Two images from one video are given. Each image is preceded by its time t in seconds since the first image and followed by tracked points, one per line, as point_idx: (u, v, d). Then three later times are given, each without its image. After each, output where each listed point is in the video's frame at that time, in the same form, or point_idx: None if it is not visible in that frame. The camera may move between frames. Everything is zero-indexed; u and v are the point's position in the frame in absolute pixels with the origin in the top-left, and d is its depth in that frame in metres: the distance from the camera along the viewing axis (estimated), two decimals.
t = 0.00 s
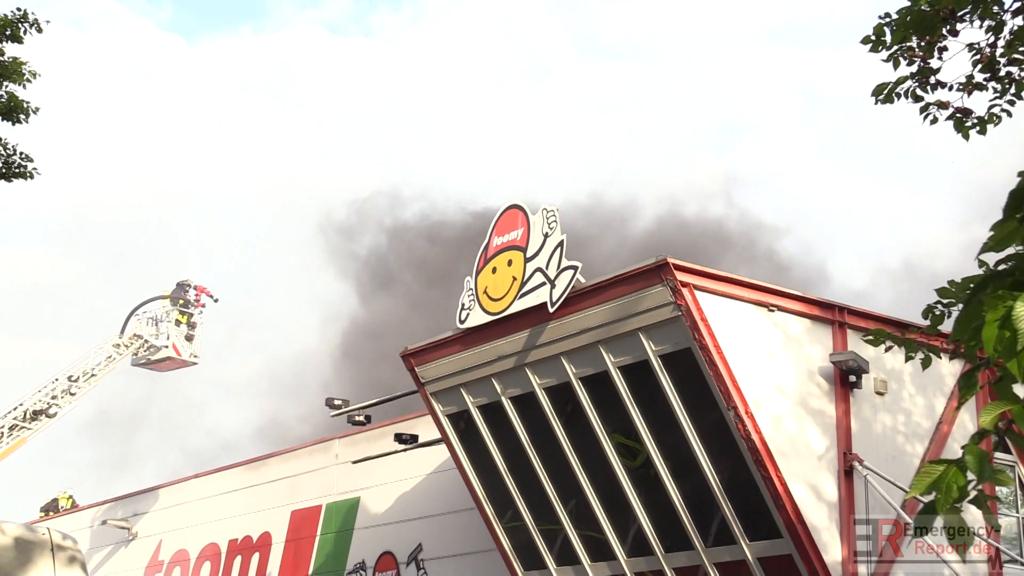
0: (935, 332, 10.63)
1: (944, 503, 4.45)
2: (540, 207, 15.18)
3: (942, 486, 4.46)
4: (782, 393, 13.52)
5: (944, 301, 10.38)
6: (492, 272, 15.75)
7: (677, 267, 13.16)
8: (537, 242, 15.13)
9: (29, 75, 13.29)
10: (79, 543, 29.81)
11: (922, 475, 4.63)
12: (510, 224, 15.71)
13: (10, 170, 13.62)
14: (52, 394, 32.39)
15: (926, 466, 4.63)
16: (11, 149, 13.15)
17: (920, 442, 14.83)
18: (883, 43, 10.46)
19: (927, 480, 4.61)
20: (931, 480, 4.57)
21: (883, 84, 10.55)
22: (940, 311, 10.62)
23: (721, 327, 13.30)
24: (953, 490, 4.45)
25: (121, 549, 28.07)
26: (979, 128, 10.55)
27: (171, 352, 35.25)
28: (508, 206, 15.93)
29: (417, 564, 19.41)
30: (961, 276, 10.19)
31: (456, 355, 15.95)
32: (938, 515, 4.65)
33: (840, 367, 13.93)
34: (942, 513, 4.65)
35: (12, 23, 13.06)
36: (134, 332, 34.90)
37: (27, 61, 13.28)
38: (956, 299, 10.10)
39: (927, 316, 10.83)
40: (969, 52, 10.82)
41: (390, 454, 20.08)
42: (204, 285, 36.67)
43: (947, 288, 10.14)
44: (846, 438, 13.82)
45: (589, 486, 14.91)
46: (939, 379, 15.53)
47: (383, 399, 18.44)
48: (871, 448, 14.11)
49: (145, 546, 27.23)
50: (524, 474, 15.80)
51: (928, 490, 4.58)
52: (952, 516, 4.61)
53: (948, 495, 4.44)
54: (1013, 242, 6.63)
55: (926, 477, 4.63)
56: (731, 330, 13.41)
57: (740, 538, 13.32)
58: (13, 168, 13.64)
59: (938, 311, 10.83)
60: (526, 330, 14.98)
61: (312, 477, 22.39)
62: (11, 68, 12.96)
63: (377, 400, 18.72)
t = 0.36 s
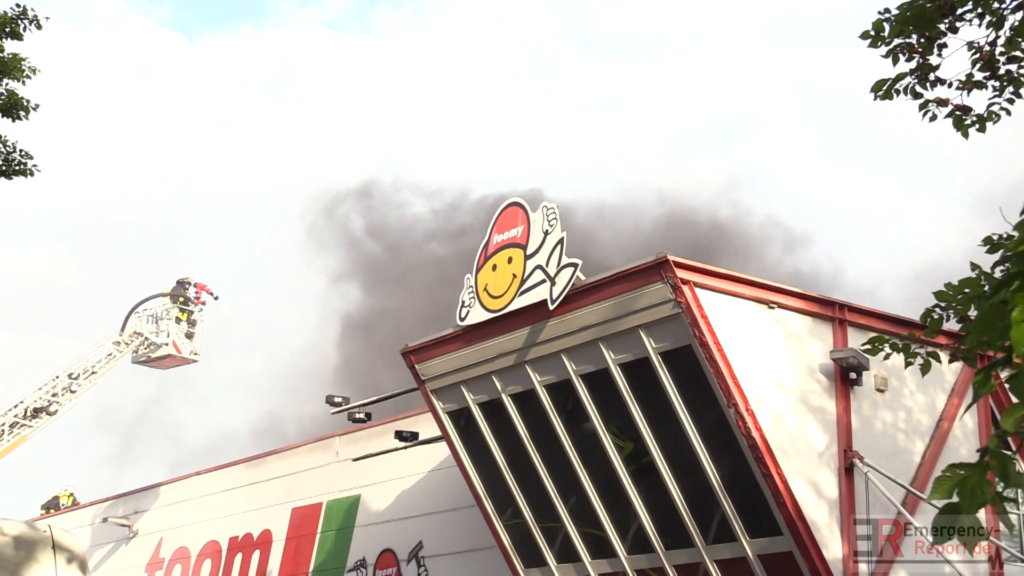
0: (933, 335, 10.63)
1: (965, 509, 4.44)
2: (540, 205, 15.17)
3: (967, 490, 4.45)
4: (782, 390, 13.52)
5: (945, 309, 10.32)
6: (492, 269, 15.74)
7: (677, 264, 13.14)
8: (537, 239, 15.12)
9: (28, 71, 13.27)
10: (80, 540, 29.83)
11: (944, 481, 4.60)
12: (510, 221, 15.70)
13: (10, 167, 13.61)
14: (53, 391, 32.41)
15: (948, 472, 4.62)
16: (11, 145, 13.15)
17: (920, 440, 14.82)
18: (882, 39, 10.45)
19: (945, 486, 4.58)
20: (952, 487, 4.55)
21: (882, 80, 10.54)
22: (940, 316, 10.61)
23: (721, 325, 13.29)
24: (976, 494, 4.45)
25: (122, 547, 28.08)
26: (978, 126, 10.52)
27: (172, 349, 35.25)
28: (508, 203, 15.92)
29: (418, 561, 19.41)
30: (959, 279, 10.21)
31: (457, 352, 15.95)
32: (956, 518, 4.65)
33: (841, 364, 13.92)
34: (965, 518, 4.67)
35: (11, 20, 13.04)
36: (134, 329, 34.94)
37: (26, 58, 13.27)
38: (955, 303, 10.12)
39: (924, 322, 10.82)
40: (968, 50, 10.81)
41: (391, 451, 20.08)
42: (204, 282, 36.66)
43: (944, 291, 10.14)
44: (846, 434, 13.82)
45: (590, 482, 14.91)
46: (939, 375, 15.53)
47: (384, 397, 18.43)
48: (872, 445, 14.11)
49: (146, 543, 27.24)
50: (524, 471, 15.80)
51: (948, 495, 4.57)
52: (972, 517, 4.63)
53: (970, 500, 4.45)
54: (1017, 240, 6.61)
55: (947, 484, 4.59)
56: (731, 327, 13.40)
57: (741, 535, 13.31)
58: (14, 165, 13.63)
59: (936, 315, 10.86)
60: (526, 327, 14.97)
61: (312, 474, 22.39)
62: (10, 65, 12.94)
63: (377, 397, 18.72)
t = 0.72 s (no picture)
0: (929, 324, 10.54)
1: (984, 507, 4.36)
2: (541, 203, 15.16)
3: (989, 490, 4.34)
4: (783, 388, 13.51)
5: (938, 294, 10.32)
6: (494, 267, 15.74)
7: (679, 261, 13.14)
8: (538, 237, 15.12)
9: (29, 71, 13.27)
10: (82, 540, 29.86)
11: (961, 478, 4.53)
12: (512, 220, 15.70)
13: (11, 167, 13.61)
14: (55, 391, 32.46)
15: (966, 470, 4.53)
16: (12, 145, 13.15)
17: (923, 436, 14.81)
18: (882, 38, 10.44)
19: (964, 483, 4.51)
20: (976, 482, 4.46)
21: (882, 79, 10.52)
22: (934, 304, 10.58)
23: (723, 322, 13.29)
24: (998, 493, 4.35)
25: (124, 546, 28.11)
26: (977, 126, 10.51)
27: (174, 349, 35.26)
28: (509, 201, 15.92)
29: (420, 559, 19.41)
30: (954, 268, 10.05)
31: (458, 351, 15.95)
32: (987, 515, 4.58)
33: (842, 361, 13.91)
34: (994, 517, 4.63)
35: (12, 20, 13.04)
36: (136, 329, 34.98)
37: (27, 57, 13.27)
38: (950, 292, 9.95)
39: (921, 308, 10.78)
40: (968, 48, 10.79)
41: (393, 449, 20.08)
42: (205, 281, 36.69)
43: (941, 280, 9.97)
44: (848, 432, 13.81)
45: (592, 480, 14.91)
46: (942, 372, 15.52)
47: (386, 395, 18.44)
48: (874, 442, 14.11)
49: (148, 543, 27.26)
50: (526, 469, 15.79)
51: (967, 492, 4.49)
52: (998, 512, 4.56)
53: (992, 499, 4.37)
54: None
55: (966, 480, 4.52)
56: (732, 324, 13.40)
57: (743, 533, 13.31)
58: (15, 165, 13.63)
59: (932, 303, 10.80)
60: (528, 325, 14.97)
61: (315, 473, 22.40)
62: (11, 65, 12.94)
63: (380, 396, 18.72)
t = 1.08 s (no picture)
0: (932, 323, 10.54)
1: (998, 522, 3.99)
2: (544, 201, 15.16)
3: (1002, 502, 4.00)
4: (785, 387, 13.50)
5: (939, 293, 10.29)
6: (496, 266, 15.73)
7: (681, 259, 13.13)
8: (541, 235, 15.11)
9: (30, 70, 13.28)
10: (85, 538, 29.88)
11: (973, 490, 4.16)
12: (514, 218, 15.70)
13: (13, 165, 13.62)
14: (57, 390, 32.49)
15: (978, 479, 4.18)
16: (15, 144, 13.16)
17: (925, 434, 14.80)
18: (884, 35, 10.42)
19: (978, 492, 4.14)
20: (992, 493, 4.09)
21: (884, 76, 10.51)
22: (937, 303, 10.55)
23: (725, 320, 13.29)
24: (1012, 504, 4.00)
25: (127, 545, 28.13)
26: (980, 123, 10.49)
27: (176, 348, 35.24)
28: (511, 200, 15.91)
29: (423, 558, 19.41)
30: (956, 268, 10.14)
31: (460, 349, 15.95)
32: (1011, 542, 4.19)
33: (845, 359, 13.90)
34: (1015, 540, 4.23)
35: (13, 18, 13.05)
36: (138, 327, 35.02)
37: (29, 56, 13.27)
38: (953, 291, 10.02)
39: (923, 308, 10.79)
40: (970, 45, 10.78)
41: (396, 448, 20.08)
42: (208, 280, 36.68)
43: (944, 279, 10.04)
44: (851, 430, 13.79)
45: (594, 477, 14.90)
46: (944, 369, 15.51)
47: (388, 394, 18.45)
48: (877, 440, 14.10)
49: (151, 541, 27.27)
50: (529, 468, 15.79)
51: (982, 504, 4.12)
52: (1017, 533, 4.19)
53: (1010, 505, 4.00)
54: None
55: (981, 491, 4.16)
56: (735, 322, 13.39)
57: (746, 531, 13.31)
58: (16, 164, 13.63)
59: (935, 302, 10.79)
60: (530, 323, 14.97)
61: (317, 471, 22.40)
62: (13, 63, 12.94)
63: (382, 394, 18.72)
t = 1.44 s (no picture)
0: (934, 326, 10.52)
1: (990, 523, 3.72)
2: (545, 201, 15.15)
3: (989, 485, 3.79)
4: (786, 388, 13.50)
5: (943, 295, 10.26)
6: (498, 265, 15.73)
7: (682, 260, 13.13)
8: (542, 235, 15.11)
9: (34, 68, 13.28)
10: (86, 536, 29.90)
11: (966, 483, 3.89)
12: (516, 217, 15.70)
13: (15, 164, 13.62)
14: (59, 388, 32.50)
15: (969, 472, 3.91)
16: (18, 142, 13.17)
17: (926, 435, 14.80)
18: (887, 35, 10.41)
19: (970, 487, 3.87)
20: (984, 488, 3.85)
21: (887, 77, 10.50)
22: (940, 306, 10.54)
23: (726, 320, 13.29)
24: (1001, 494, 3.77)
25: (128, 543, 28.15)
26: (984, 124, 10.48)
27: (177, 346, 35.25)
28: (513, 199, 15.92)
29: (423, 557, 19.42)
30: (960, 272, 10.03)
31: (462, 348, 15.95)
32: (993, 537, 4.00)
33: (846, 359, 13.91)
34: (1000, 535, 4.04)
35: (17, 17, 13.06)
36: (140, 326, 35.04)
37: (32, 55, 13.29)
38: (957, 295, 9.92)
39: (926, 311, 10.76)
40: (973, 46, 10.77)
41: (396, 447, 20.09)
42: (209, 279, 36.67)
43: (948, 283, 9.93)
44: (851, 431, 13.80)
45: (594, 477, 14.91)
46: (945, 370, 15.50)
47: (390, 393, 18.46)
48: (877, 441, 14.10)
49: (151, 540, 27.29)
50: (530, 467, 15.79)
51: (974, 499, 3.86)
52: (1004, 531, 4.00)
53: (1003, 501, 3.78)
54: None
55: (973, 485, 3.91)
56: (736, 323, 13.40)
57: (746, 531, 13.31)
58: (19, 162, 13.65)
59: (938, 306, 10.77)
60: (531, 323, 14.97)
61: (318, 470, 22.41)
62: (16, 62, 12.95)
63: (383, 394, 18.73)
